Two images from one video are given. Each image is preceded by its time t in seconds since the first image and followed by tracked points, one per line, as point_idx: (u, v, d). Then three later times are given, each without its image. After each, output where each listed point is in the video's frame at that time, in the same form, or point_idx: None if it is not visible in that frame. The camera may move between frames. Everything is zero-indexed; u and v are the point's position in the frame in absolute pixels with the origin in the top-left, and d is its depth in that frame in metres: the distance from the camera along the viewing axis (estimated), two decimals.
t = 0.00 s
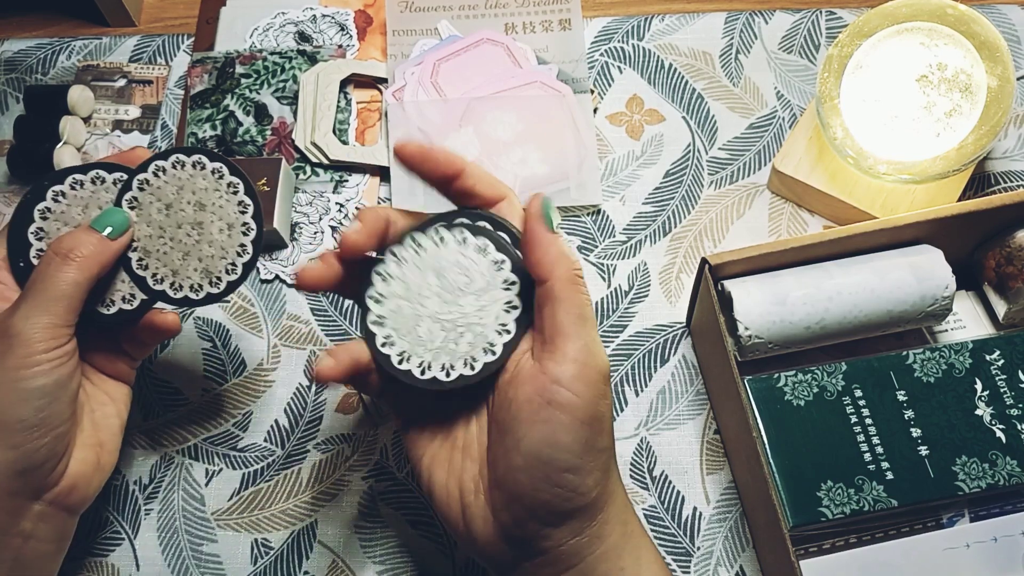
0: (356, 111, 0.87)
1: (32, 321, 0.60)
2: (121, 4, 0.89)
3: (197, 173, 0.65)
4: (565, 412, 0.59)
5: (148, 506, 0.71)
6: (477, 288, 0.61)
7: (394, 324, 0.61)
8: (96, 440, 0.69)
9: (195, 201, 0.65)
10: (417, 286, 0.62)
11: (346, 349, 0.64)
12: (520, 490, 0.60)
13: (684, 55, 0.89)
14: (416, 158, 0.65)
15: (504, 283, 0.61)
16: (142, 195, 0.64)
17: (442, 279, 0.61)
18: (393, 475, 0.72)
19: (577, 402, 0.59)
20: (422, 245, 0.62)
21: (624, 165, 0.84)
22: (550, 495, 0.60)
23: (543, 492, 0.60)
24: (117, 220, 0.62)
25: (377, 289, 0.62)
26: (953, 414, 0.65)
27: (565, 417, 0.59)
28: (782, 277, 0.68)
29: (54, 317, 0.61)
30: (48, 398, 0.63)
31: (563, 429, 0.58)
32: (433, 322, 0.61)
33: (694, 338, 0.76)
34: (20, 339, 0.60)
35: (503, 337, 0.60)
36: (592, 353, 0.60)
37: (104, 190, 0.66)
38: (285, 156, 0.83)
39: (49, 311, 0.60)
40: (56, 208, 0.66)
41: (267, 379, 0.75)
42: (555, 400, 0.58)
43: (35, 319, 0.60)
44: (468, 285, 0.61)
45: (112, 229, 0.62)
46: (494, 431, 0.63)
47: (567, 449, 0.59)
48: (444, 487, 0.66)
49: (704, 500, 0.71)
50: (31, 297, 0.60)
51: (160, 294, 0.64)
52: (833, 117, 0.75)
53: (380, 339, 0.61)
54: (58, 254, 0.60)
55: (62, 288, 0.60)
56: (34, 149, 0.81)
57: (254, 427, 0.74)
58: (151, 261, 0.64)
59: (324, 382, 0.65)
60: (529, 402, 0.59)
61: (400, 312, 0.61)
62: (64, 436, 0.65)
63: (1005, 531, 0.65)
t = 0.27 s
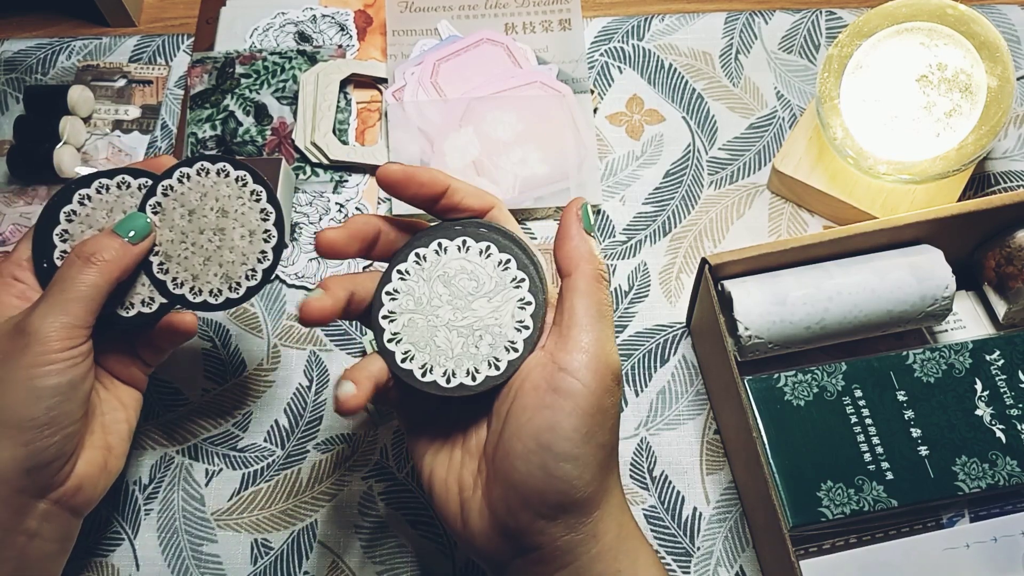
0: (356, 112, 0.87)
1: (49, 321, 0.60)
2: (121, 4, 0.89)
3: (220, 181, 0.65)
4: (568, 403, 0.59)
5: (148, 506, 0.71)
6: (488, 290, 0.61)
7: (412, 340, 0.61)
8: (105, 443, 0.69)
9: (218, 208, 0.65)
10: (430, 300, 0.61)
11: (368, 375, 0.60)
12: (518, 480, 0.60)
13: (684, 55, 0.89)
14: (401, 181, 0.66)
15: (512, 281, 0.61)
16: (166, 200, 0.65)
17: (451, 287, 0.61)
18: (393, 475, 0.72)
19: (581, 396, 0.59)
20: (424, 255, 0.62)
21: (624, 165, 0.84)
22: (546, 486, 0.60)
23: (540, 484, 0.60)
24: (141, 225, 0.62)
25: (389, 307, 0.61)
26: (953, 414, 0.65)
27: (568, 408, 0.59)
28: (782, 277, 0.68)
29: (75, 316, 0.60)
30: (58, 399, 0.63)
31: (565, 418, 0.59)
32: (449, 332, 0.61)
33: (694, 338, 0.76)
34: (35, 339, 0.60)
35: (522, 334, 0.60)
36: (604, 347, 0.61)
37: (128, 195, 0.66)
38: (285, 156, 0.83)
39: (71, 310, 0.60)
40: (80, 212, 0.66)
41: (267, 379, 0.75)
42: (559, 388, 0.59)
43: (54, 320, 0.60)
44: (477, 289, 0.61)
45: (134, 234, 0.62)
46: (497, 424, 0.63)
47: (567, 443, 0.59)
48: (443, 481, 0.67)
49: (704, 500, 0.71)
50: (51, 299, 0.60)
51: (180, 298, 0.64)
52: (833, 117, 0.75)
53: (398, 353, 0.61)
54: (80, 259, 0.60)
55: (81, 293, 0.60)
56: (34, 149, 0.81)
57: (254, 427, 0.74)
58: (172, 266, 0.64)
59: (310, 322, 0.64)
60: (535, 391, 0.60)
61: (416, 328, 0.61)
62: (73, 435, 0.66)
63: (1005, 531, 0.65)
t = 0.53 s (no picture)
0: (356, 112, 0.87)
1: (52, 323, 0.60)
2: (121, 4, 0.89)
3: (229, 179, 0.65)
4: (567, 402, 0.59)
5: (148, 506, 0.71)
6: (486, 290, 0.61)
7: (409, 338, 0.61)
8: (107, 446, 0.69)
9: (226, 206, 0.65)
10: (429, 299, 0.61)
11: (356, 363, 0.63)
12: (515, 480, 0.60)
13: (684, 55, 0.89)
14: (400, 182, 0.65)
15: (510, 281, 0.61)
16: (174, 199, 0.65)
17: (449, 286, 0.61)
18: (393, 475, 0.72)
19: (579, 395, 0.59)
20: (422, 254, 0.62)
21: (624, 165, 0.84)
22: (543, 486, 0.60)
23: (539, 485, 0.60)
24: (149, 224, 0.62)
25: (388, 306, 0.62)
26: (953, 414, 0.65)
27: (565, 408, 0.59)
28: (782, 277, 0.68)
29: (76, 319, 0.60)
30: (60, 401, 0.63)
31: (561, 418, 0.59)
32: (448, 331, 0.61)
33: (694, 338, 0.76)
34: (39, 342, 0.60)
35: (521, 335, 0.60)
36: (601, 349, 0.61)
37: (137, 195, 0.66)
38: (285, 156, 0.83)
39: (73, 314, 0.60)
40: (89, 211, 0.66)
41: (268, 378, 0.75)
42: (556, 389, 0.59)
43: (57, 324, 0.60)
44: (476, 289, 0.61)
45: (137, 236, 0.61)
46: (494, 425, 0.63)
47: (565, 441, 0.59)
48: (442, 481, 0.67)
49: (704, 500, 0.71)
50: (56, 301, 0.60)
51: (189, 297, 0.64)
52: (833, 117, 0.75)
53: (396, 352, 0.61)
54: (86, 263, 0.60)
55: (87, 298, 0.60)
56: (34, 149, 0.81)
57: (254, 427, 0.74)
58: (180, 264, 0.64)
59: (300, 311, 0.65)
60: (533, 392, 0.60)
61: (416, 327, 0.61)
62: (75, 438, 0.66)
63: (1005, 531, 0.65)
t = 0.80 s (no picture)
0: (356, 112, 0.87)
1: (54, 325, 0.60)
2: (121, 4, 0.89)
3: (233, 182, 0.65)
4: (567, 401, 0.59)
5: (148, 506, 0.71)
6: (486, 290, 0.61)
7: (410, 338, 0.61)
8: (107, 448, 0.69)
9: (230, 209, 0.65)
10: (429, 300, 0.61)
11: (357, 359, 0.63)
12: (515, 479, 0.60)
13: (684, 55, 0.89)
14: (400, 178, 0.66)
15: (510, 281, 0.61)
16: (179, 202, 0.65)
17: (449, 286, 0.61)
18: (393, 475, 0.72)
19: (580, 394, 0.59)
20: (422, 253, 0.62)
21: (624, 165, 0.84)
22: (542, 486, 0.60)
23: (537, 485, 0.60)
24: (155, 227, 0.62)
25: (388, 306, 0.62)
26: (953, 414, 0.65)
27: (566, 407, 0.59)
28: (782, 277, 0.68)
29: (79, 322, 0.60)
30: (61, 403, 0.63)
31: (561, 418, 0.58)
32: (448, 332, 0.61)
33: (694, 338, 0.76)
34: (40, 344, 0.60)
35: (521, 335, 0.60)
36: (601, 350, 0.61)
37: (143, 198, 0.66)
38: (285, 156, 0.83)
39: (76, 316, 0.60)
40: (94, 213, 0.66)
41: (268, 378, 0.75)
42: (556, 388, 0.59)
43: (60, 326, 0.60)
44: (476, 288, 0.61)
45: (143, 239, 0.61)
46: (494, 425, 0.63)
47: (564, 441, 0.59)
48: (442, 481, 0.67)
49: (704, 500, 0.71)
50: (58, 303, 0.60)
51: (193, 301, 0.64)
52: (833, 117, 0.75)
53: (397, 352, 0.61)
54: (88, 266, 0.60)
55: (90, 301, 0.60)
56: (34, 149, 0.81)
57: (254, 427, 0.74)
58: (185, 267, 0.64)
59: (304, 308, 0.66)
60: (533, 391, 0.60)
61: (416, 327, 0.61)
62: (75, 440, 0.66)
63: (1005, 531, 0.65)
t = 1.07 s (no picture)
0: (356, 112, 0.87)
1: (52, 326, 0.60)
2: (121, 4, 0.89)
3: (232, 183, 0.65)
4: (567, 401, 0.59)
5: (147, 507, 0.71)
6: (486, 292, 0.61)
7: (409, 340, 0.61)
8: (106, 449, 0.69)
9: (229, 210, 0.65)
10: (429, 302, 0.61)
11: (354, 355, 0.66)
12: (515, 478, 0.60)
13: (684, 55, 0.89)
14: (403, 181, 0.66)
15: (510, 282, 0.61)
16: (178, 202, 0.64)
17: (449, 288, 0.61)
18: (393, 475, 0.72)
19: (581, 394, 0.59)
20: (421, 255, 0.62)
21: (624, 165, 0.84)
22: (542, 485, 0.60)
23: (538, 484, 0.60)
24: (154, 227, 0.62)
25: (387, 308, 0.62)
26: (953, 414, 0.65)
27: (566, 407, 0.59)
28: (782, 277, 0.68)
29: (77, 322, 0.60)
30: (59, 403, 0.63)
31: (561, 417, 0.58)
32: (448, 333, 0.61)
33: (694, 338, 0.76)
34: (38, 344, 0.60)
35: (521, 336, 0.60)
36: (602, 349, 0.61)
37: (141, 198, 0.66)
38: (285, 156, 0.83)
39: (74, 316, 0.60)
40: (92, 213, 0.66)
41: (267, 378, 0.75)
42: (556, 387, 0.59)
43: (58, 326, 0.60)
44: (476, 290, 0.61)
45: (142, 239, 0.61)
46: (495, 425, 0.63)
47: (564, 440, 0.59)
48: (442, 481, 0.67)
49: (704, 500, 0.71)
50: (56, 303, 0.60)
51: (192, 301, 0.64)
52: (833, 117, 0.75)
53: (397, 354, 0.61)
54: (86, 265, 0.60)
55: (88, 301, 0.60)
56: (33, 149, 0.80)
57: (254, 427, 0.74)
58: (184, 268, 0.64)
59: (298, 305, 0.67)
60: (533, 391, 0.60)
61: (416, 329, 0.61)
62: (73, 440, 0.66)
63: (1005, 531, 0.65)
